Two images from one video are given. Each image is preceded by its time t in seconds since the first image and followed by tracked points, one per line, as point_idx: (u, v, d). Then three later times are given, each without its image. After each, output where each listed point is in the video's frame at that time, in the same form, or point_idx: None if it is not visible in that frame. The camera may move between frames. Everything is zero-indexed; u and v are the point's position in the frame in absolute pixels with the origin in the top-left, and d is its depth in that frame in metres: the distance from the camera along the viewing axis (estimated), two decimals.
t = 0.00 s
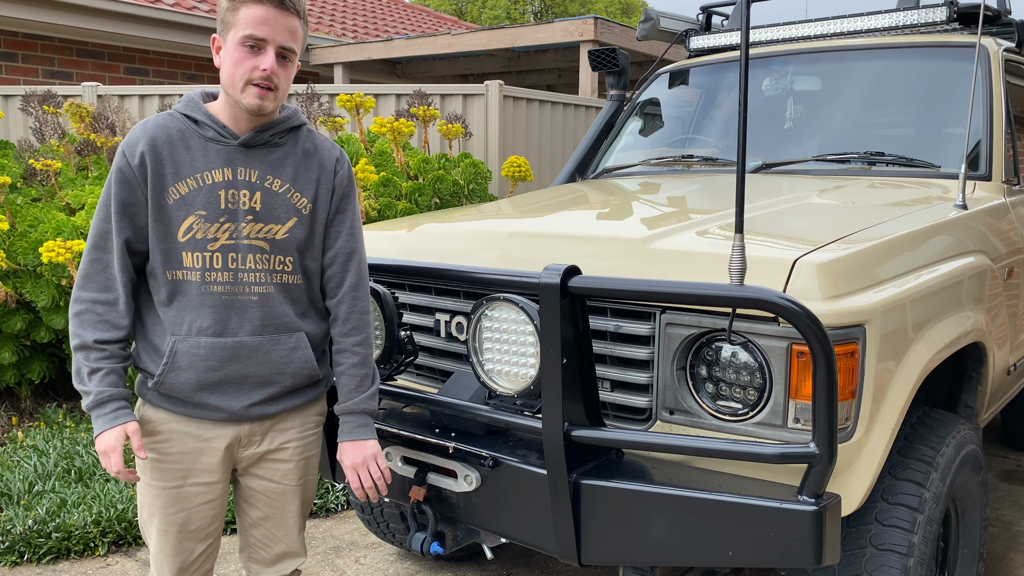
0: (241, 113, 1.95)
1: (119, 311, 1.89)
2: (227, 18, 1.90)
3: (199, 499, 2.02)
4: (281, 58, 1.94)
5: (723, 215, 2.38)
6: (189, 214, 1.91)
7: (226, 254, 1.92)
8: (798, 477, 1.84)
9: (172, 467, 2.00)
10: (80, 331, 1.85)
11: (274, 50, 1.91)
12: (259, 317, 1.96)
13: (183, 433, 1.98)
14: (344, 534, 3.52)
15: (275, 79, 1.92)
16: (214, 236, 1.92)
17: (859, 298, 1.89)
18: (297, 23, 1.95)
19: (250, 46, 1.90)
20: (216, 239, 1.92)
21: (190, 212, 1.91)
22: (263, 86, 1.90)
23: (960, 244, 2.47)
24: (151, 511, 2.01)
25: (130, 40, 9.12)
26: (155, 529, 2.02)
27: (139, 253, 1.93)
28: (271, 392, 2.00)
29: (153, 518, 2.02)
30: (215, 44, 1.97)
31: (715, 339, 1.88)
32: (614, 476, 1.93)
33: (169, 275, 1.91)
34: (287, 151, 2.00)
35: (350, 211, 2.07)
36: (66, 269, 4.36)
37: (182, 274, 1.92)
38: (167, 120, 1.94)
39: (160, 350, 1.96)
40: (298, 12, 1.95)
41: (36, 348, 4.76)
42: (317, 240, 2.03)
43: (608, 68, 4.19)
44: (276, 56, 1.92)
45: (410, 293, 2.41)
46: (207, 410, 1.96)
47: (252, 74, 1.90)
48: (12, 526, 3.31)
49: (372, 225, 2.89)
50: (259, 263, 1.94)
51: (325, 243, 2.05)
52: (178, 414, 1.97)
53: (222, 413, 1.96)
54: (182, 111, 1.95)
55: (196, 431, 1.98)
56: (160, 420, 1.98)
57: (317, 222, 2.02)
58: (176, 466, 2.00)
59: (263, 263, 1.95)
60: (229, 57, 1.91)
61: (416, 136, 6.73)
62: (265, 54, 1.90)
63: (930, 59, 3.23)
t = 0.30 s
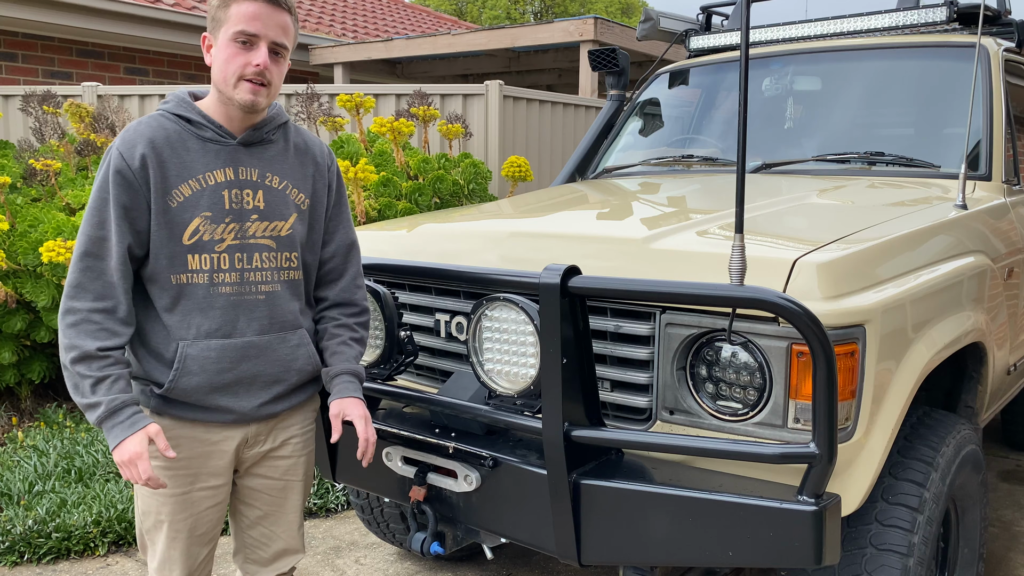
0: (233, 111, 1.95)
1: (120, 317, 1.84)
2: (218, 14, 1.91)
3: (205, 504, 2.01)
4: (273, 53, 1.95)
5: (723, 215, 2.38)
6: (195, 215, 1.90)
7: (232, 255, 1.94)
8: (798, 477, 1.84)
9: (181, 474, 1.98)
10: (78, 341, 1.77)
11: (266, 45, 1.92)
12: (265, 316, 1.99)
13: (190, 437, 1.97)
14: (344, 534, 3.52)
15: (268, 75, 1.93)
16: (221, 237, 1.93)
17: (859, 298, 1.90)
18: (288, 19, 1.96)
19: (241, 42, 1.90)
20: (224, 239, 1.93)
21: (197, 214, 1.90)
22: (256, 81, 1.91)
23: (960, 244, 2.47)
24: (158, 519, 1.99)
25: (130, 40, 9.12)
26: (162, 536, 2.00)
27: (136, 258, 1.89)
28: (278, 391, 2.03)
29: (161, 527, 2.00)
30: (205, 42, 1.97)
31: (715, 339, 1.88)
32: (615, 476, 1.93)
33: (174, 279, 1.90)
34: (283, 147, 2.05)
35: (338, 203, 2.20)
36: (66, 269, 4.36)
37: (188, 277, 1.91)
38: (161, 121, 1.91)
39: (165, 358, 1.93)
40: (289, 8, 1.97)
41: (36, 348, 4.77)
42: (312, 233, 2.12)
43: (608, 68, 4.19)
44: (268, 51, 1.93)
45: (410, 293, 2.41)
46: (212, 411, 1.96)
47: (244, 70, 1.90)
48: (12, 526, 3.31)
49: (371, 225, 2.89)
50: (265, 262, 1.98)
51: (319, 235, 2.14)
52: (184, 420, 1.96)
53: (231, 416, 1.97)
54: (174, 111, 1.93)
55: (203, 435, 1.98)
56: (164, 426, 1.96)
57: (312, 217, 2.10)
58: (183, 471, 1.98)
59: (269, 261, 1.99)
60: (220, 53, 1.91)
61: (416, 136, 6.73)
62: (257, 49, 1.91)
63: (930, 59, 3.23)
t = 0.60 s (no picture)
0: (227, 110, 1.97)
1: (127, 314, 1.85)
2: (209, 13, 1.94)
3: (212, 507, 2.03)
4: (264, 49, 1.98)
5: (723, 215, 2.38)
6: (200, 213, 1.91)
7: (238, 252, 1.96)
8: (798, 477, 1.84)
9: (187, 478, 1.99)
10: (103, 327, 1.75)
11: (257, 41, 1.95)
12: (269, 312, 2.03)
13: (195, 442, 1.98)
14: (344, 534, 3.52)
15: (261, 70, 1.96)
16: (227, 234, 1.95)
17: (859, 298, 1.90)
18: (278, 15, 1.99)
19: (233, 39, 1.93)
20: (230, 236, 1.95)
21: (203, 212, 1.91)
22: (249, 77, 1.94)
23: (960, 244, 2.47)
24: (166, 524, 2.00)
25: (130, 40, 9.12)
26: (169, 540, 2.01)
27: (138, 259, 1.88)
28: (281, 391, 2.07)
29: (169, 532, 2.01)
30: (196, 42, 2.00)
31: (715, 339, 1.88)
32: (615, 476, 1.93)
33: (180, 279, 1.90)
34: (276, 143, 2.09)
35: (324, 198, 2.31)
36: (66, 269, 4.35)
37: (195, 276, 1.92)
38: (159, 120, 1.92)
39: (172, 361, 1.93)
40: (279, 4, 1.99)
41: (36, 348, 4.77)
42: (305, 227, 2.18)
43: (608, 68, 4.19)
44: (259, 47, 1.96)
45: (411, 293, 2.41)
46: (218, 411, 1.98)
47: (237, 66, 1.92)
48: (12, 526, 3.31)
49: (371, 225, 2.89)
50: (267, 257, 2.02)
51: (311, 228, 2.21)
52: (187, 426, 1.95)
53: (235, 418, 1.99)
54: (171, 110, 1.94)
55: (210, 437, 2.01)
56: (168, 432, 1.95)
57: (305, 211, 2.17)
58: (190, 475, 1.99)
59: (271, 257, 2.03)
60: (212, 51, 1.94)
61: (416, 136, 6.73)
62: (249, 46, 1.94)
63: (930, 59, 3.23)
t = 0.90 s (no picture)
0: (224, 108, 2.00)
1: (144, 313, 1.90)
2: (205, 13, 1.95)
3: (219, 510, 2.07)
4: (261, 48, 2.00)
5: (723, 215, 2.38)
6: (212, 209, 1.97)
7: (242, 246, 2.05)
8: (798, 477, 1.84)
9: (196, 482, 2.03)
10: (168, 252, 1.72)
11: (254, 41, 1.97)
12: (273, 305, 2.13)
13: (205, 446, 2.03)
14: (344, 534, 3.52)
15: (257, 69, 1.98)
16: (234, 228, 2.03)
17: (859, 298, 1.90)
18: (273, 13, 2.01)
19: (230, 38, 1.95)
20: (236, 231, 2.03)
21: (214, 206, 1.97)
22: (247, 77, 1.96)
23: (960, 244, 2.47)
24: (174, 528, 2.02)
25: (130, 40, 9.13)
26: (176, 544, 2.04)
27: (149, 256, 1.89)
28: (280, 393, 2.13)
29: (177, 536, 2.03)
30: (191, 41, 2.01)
31: (715, 339, 1.88)
32: (614, 476, 1.93)
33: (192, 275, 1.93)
34: (260, 140, 2.18)
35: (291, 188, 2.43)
36: (66, 269, 4.34)
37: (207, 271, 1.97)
38: (164, 115, 1.93)
39: (184, 359, 1.97)
40: (273, 2, 2.01)
41: (35, 349, 4.77)
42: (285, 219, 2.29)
43: (608, 68, 4.19)
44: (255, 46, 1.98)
45: (411, 293, 2.41)
46: (221, 413, 2.02)
47: (235, 66, 1.95)
48: (12, 526, 3.31)
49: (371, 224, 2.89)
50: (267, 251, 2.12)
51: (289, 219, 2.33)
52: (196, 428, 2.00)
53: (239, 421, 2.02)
54: (172, 106, 1.95)
55: (217, 439, 2.05)
56: (178, 438, 1.99)
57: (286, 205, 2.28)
58: (198, 478, 2.03)
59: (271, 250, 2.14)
60: (209, 51, 1.96)
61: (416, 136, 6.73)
62: (246, 45, 1.96)
63: (930, 59, 3.23)
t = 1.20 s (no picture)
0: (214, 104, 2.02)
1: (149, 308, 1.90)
2: (192, 12, 1.96)
3: (222, 511, 2.07)
4: (249, 45, 2.00)
5: (723, 215, 2.38)
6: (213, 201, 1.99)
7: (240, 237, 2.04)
8: (799, 477, 1.84)
9: (201, 484, 2.03)
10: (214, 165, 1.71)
11: (243, 38, 1.97)
12: (268, 299, 2.12)
13: (207, 447, 2.03)
14: (344, 534, 3.52)
15: (246, 66, 1.99)
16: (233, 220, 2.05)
17: (859, 298, 1.90)
18: (260, 11, 2.01)
19: (218, 36, 1.95)
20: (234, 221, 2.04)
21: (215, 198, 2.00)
22: (236, 74, 1.97)
23: (960, 244, 2.47)
24: (178, 529, 2.03)
25: (130, 40, 9.13)
26: (180, 545, 2.05)
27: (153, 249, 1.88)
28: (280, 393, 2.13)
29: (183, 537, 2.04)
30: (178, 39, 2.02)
31: (715, 339, 1.88)
32: (615, 476, 1.93)
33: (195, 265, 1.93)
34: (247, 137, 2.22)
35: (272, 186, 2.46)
36: (66, 269, 4.35)
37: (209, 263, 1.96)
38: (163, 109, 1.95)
39: (192, 350, 1.95)
40: None
41: (36, 349, 4.78)
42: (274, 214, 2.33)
43: (608, 68, 4.19)
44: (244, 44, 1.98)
45: (411, 293, 2.41)
46: (223, 414, 2.02)
47: (224, 63, 1.95)
48: (12, 526, 3.32)
49: (371, 224, 2.89)
50: (264, 243, 2.12)
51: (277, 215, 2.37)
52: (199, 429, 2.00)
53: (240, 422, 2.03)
54: (167, 102, 1.98)
55: (220, 440, 2.05)
56: (182, 440, 1.99)
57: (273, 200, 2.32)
58: (201, 480, 2.03)
59: (266, 243, 2.13)
60: (197, 49, 1.96)
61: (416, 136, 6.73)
62: (235, 43, 1.96)
63: (929, 59, 3.23)
